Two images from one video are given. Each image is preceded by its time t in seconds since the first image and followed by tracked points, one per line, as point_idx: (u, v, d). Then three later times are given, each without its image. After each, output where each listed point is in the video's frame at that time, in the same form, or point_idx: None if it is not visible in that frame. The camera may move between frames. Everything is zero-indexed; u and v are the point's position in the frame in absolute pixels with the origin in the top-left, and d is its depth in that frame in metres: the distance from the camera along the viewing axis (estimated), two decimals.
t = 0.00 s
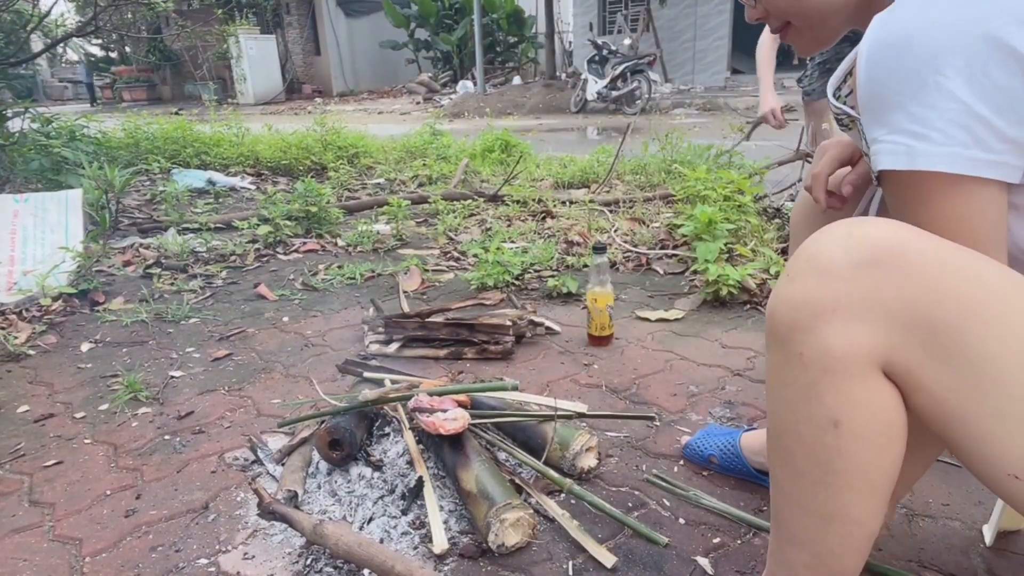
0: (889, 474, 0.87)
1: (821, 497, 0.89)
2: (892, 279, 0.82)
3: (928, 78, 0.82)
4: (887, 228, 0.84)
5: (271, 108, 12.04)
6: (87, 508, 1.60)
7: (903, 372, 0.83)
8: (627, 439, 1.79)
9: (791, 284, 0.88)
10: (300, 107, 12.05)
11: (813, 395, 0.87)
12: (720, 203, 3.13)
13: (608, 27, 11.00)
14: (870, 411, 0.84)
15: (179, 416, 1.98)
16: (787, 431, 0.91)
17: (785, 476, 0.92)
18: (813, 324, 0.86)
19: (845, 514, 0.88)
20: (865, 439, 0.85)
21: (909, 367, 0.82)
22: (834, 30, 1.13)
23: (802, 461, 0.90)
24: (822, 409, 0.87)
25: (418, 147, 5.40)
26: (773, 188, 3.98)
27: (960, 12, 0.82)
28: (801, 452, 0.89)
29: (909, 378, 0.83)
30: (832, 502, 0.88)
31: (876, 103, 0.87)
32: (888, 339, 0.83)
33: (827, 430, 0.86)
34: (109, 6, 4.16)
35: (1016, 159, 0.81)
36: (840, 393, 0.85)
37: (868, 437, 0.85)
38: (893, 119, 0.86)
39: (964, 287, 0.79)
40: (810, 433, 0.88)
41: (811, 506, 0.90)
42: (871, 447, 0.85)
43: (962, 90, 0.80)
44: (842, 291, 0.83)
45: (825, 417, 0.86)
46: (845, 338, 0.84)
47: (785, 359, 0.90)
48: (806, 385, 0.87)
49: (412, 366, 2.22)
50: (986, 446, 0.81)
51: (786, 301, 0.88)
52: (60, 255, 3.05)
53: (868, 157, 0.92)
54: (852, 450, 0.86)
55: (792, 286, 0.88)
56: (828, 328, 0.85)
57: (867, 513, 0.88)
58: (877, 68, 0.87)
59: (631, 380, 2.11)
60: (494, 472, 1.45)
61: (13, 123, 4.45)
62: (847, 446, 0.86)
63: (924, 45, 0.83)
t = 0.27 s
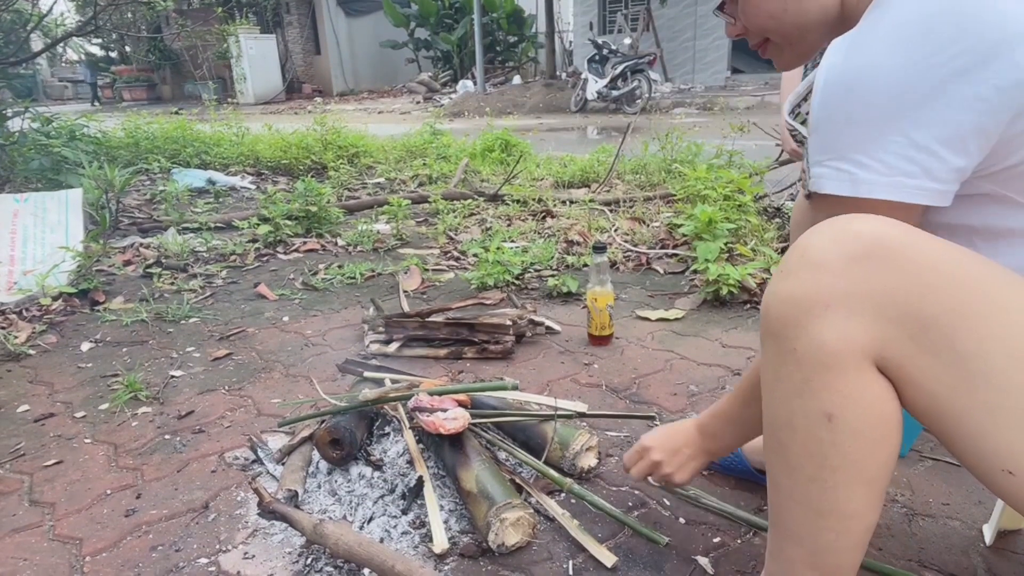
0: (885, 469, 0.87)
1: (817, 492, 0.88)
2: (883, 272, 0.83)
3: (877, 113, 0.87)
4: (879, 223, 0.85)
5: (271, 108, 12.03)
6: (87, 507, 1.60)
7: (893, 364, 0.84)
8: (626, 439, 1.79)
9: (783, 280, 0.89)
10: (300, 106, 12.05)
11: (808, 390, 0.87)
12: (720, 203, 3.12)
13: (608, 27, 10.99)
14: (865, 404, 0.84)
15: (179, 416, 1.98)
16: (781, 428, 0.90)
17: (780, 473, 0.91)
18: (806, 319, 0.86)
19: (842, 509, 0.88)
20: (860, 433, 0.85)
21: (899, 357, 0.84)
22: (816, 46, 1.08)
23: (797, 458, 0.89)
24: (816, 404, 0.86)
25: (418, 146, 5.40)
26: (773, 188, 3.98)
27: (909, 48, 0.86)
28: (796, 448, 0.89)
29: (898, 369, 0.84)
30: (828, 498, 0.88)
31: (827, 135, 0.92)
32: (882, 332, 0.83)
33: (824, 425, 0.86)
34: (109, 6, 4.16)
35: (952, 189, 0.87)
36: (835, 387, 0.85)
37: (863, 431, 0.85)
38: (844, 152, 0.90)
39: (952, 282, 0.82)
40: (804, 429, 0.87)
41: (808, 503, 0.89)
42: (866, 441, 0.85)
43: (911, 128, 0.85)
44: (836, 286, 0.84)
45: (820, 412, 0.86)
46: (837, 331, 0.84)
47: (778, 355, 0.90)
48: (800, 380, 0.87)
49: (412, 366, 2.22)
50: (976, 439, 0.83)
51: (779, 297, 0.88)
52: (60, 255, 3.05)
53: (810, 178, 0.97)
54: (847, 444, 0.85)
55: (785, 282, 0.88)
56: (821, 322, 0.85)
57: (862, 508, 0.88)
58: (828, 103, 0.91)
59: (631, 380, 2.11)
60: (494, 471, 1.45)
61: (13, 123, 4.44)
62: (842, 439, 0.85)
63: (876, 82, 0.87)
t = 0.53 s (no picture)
0: (871, 460, 0.86)
1: (803, 482, 0.87)
2: (858, 260, 0.84)
3: (838, 133, 0.88)
4: (853, 217, 0.87)
5: (271, 108, 12.02)
6: (87, 507, 1.60)
7: (871, 352, 0.85)
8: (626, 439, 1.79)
9: (762, 274, 0.91)
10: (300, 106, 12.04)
11: (788, 379, 0.87)
12: (721, 203, 3.12)
13: (608, 27, 11.00)
14: (845, 392, 0.84)
15: (179, 416, 1.98)
16: (766, 419, 0.90)
17: (768, 466, 0.90)
18: (783, 309, 0.87)
19: (830, 500, 0.86)
20: (842, 420, 0.84)
21: (876, 344, 0.84)
22: (789, 63, 1.09)
23: (781, 448, 0.88)
24: (796, 393, 0.86)
25: (418, 146, 5.40)
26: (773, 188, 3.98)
27: (867, 67, 0.87)
28: (779, 439, 0.88)
29: (877, 357, 0.84)
30: (814, 486, 0.86)
31: (792, 155, 0.92)
32: (858, 321, 0.84)
33: (804, 413, 0.86)
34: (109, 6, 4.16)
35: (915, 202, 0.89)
36: (815, 374, 0.85)
37: (844, 418, 0.84)
38: (809, 171, 0.91)
39: (927, 271, 0.83)
40: (787, 418, 0.87)
41: (795, 495, 0.88)
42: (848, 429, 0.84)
43: (873, 146, 0.86)
44: (811, 276, 0.86)
45: (800, 400, 0.86)
46: (814, 319, 0.85)
47: (759, 347, 0.90)
48: (780, 370, 0.88)
49: (412, 366, 2.22)
50: (955, 428, 0.83)
51: (758, 289, 0.90)
52: (60, 255, 3.05)
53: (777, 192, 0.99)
54: (829, 431, 0.85)
55: (764, 275, 0.90)
56: (798, 311, 0.86)
57: (851, 500, 0.86)
58: (792, 124, 0.91)
59: (631, 380, 2.11)
60: (494, 471, 1.46)
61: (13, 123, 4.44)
62: (824, 427, 0.85)
63: (837, 103, 0.88)
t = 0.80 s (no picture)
0: (867, 457, 0.86)
1: (799, 480, 0.87)
2: (851, 258, 0.84)
3: (829, 141, 0.89)
4: (847, 217, 0.87)
5: (271, 108, 12.02)
6: (87, 508, 1.60)
7: (865, 350, 0.85)
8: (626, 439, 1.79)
9: (757, 272, 0.91)
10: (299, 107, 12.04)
11: (782, 377, 0.87)
12: (721, 203, 3.12)
13: (608, 27, 11.00)
14: (840, 389, 0.84)
15: (179, 416, 1.98)
16: (762, 418, 0.90)
17: (764, 465, 0.90)
18: (778, 308, 0.87)
19: (826, 498, 0.86)
20: (837, 418, 0.84)
21: (870, 342, 0.84)
22: (780, 67, 1.09)
23: (777, 446, 0.88)
24: (791, 391, 0.87)
25: (418, 147, 5.40)
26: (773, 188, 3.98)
27: (857, 73, 0.88)
28: (775, 437, 0.88)
29: (871, 355, 0.85)
30: (810, 484, 0.86)
31: (783, 160, 0.93)
32: (852, 320, 0.84)
33: (799, 411, 0.86)
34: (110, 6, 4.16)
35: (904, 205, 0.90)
36: (809, 372, 0.85)
37: (838, 416, 0.84)
38: (799, 177, 0.93)
39: (920, 272, 0.83)
40: (783, 417, 0.87)
41: (792, 492, 0.88)
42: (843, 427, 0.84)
43: (859, 153, 0.88)
44: (803, 276, 0.86)
45: (795, 398, 0.86)
46: (808, 317, 0.85)
47: (754, 346, 0.91)
48: (775, 368, 0.88)
49: (412, 367, 2.22)
50: (950, 427, 0.83)
51: (752, 288, 0.90)
52: (60, 255, 3.05)
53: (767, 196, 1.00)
54: (823, 429, 0.85)
55: (759, 275, 0.90)
56: (792, 310, 0.86)
57: (847, 497, 0.86)
58: (783, 129, 0.93)
59: (631, 380, 2.11)
60: (494, 471, 1.46)
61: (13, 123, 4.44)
62: (819, 425, 0.85)
63: (829, 111, 0.89)
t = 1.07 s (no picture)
0: (866, 455, 0.86)
1: (796, 477, 0.87)
2: (848, 255, 0.85)
3: (845, 121, 0.87)
4: (843, 215, 0.87)
5: (271, 108, 12.02)
6: (87, 508, 1.60)
7: (862, 346, 0.85)
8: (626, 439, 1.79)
9: (754, 270, 0.91)
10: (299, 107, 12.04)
11: (781, 374, 0.87)
12: (721, 203, 3.12)
13: (608, 27, 11.01)
14: (838, 385, 0.84)
15: (179, 416, 1.98)
16: (760, 416, 0.90)
17: (763, 463, 0.90)
18: (776, 305, 0.87)
19: (824, 495, 0.86)
20: (835, 415, 0.84)
21: (867, 338, 0.84)
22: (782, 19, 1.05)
23: (775, 443, 0.88)
24: (789, 387, 0.86)
25: (418, 147, 5.40)
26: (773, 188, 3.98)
27: (880, 58, 0.86)
28: (773, 434, 0.88)
29: (867, 351, 0.85)
30: (808, 481, 0.86)
31: (799, 144, 0.92)
32: (850, 316, 0.84)
33: (797, 408, 0.86)
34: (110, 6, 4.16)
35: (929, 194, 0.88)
36: (807, 368, 0.85)
37: (836, 412, 0.84)
38: (819, 165, 0.91)
39: (919, 269, 0.83)
40: (781, 413, 0.87)
41: (790, 490, 0.87)
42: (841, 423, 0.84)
43: (884, 141, 0.85)
44: (801, 271, 0.86)
45: (793, 395, 0.86)
46: (806, 313, 0.85)
47: (752, 343, 0.90)
48: (774, 365, 0.88)
49: (412, 367, 2.22)
50: (947, 424, 0.83)
51: (750, 286, 0.90)
52: (60, 255, 3.05)
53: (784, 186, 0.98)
54: (821, 425, 0.85)
55: (756, 273, 0.90)
56: (790, 306, 0.86)
57: (845, 494, 0.86)
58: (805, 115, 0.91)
59: (631, 380, 2.11)
60: (494, 471, 1.46)
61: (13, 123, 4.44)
62: (817, 421, 0.85)
63: (847, 92, 0.87)
